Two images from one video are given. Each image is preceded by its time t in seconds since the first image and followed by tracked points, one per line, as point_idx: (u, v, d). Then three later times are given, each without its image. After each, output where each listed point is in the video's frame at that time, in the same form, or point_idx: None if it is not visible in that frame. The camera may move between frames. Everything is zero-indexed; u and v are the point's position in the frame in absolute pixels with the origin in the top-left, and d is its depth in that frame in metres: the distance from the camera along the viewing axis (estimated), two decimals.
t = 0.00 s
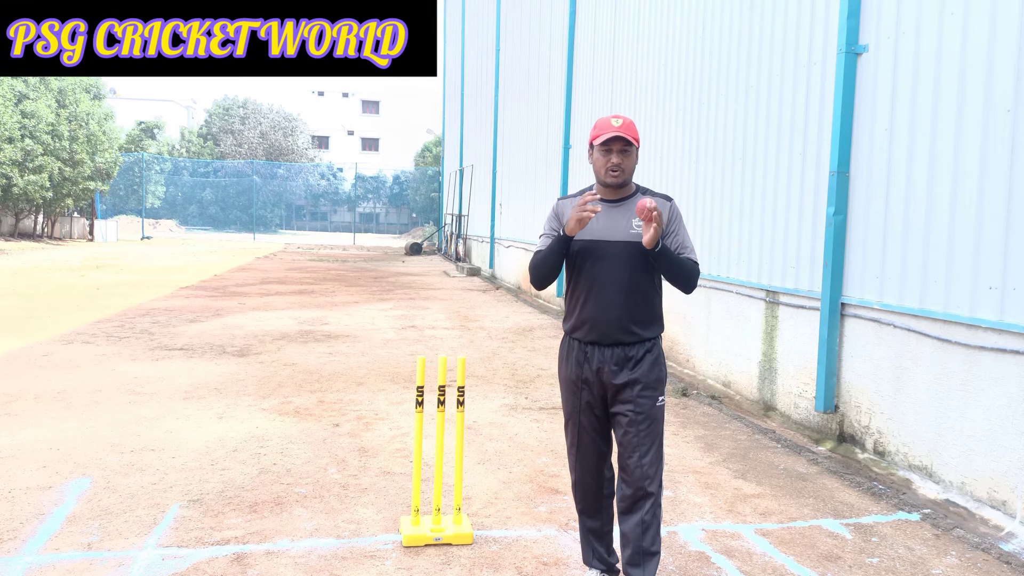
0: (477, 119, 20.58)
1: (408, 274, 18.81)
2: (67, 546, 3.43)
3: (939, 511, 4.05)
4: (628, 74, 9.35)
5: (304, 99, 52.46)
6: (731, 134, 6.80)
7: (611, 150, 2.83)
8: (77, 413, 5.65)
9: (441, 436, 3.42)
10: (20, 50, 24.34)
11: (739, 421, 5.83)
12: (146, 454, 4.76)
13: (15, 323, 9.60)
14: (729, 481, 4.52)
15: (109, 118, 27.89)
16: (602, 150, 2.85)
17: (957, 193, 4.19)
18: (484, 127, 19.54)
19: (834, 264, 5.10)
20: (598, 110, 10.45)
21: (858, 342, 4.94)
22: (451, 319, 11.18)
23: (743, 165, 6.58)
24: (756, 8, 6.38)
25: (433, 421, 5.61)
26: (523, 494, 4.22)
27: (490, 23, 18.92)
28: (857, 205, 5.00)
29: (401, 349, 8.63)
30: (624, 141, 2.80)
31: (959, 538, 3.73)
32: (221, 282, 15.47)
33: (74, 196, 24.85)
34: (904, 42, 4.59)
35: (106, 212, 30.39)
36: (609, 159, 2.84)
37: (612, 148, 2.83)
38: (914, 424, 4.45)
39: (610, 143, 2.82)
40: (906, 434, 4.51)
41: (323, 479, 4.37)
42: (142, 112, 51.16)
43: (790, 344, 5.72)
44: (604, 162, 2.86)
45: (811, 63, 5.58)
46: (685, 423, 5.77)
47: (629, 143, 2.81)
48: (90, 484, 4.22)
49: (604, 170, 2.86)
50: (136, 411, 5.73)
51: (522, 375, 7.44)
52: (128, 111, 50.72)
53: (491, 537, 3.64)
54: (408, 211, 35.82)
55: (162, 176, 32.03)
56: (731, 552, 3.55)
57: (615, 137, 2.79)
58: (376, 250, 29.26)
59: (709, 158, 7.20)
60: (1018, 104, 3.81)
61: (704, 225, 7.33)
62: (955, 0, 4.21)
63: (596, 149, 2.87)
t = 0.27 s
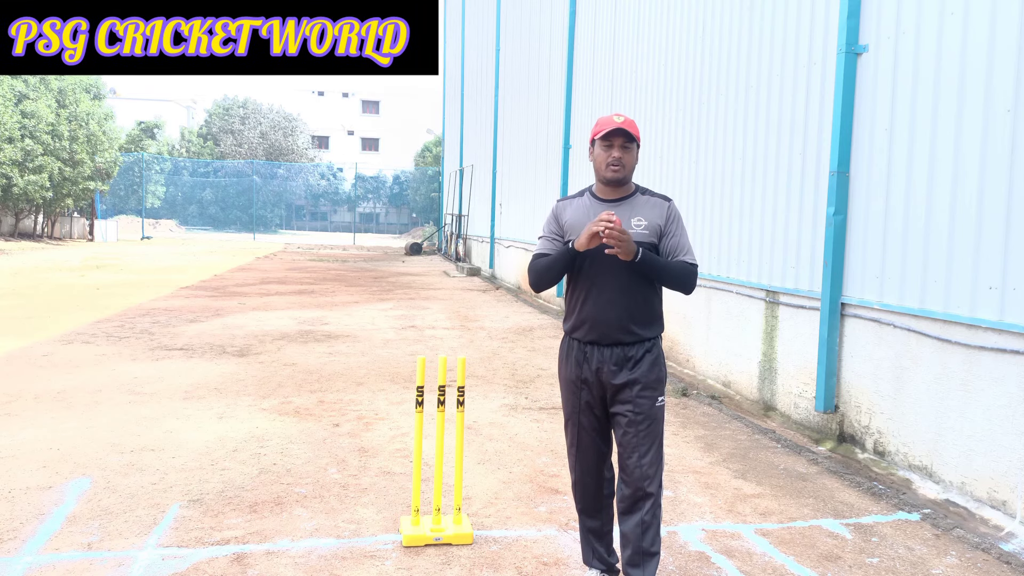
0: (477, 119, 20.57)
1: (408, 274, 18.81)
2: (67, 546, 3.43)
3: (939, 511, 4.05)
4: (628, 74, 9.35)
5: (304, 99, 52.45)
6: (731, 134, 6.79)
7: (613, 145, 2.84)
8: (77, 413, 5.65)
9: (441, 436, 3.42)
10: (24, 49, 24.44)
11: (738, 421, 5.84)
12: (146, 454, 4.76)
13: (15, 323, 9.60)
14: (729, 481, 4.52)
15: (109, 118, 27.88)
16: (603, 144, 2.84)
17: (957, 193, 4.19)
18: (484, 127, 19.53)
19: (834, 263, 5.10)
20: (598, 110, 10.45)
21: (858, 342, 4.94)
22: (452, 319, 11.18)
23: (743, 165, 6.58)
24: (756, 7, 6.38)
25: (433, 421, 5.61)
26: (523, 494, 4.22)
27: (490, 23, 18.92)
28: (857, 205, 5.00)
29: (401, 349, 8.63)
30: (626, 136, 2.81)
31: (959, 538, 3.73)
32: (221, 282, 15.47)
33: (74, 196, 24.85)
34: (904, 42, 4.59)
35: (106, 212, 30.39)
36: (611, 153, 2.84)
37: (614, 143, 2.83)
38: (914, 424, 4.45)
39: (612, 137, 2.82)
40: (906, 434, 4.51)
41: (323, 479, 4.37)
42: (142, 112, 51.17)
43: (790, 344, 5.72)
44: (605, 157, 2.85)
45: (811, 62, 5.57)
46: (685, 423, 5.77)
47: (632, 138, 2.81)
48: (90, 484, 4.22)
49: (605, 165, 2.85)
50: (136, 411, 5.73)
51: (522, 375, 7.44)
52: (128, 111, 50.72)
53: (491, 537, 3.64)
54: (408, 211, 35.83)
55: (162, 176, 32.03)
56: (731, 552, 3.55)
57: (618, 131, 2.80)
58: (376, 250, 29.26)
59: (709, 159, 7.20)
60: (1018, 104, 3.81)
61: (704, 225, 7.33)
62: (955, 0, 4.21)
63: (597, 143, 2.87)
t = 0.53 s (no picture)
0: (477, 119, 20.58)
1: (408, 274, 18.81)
2: (67, 546, 3.43)
3: (938, 511, 4.05)
4: (628, 74, 9.35)
5: (304, 99, 52.46)
6: (731, 134, 6.79)
7: (619, 142, 2.84)
8: (77, 413, 5.65)
9: (441, 437, 3.42)
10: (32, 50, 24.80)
11: (739, 421, 5.83)
12: (146, 453, 4.76)
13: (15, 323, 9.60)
14: (729, 481, 4.52)
15: (109, 118, 27.88)
16: (610, 141, 2.84)
17: (957, 193, 4.19)
18: (484, 127, 19.54)
19: (834, 263, 5.10)
20: (598, 109, 10.45)
21: (858, 342, 4.93)
22: (451, 319, 11.18)
23: (743, 165, 6.58)
24: (756, 7, 6.38)
25: (433, 421, 5.61)
26: (523, 494, 4.22)
27: (490, 23, 18.92)
28: (857, 205, 5.00)
29: (401, 349, 8.63)
30: (634, 134, 2.82)
31: (959, 538, 3.73)
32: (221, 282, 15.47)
33: (74, 196, 24.85)
34: (904, 42, 4.59)
35: (106, 212, 30.38)
36: (617, 150, 2.84)
37: (620, 140, 2.84)
38: (914, 424, 4.45)
39: (619, 134, 2.82)
40: (906, 435, 4.51)
41: (323, 479, 4.37)
42: (142, 112, 51.18)
43: (790, 344, 5.72)
44: (610, 154, 2.85)
45: (811, 62, 5.58)
46: (684, 423, 5.77)
47: (639, 137, 2.83)
48: (90, 484, 4.22)
49: (610, 162, 2.85)
50: (136, 411, 5.73)
51: (522, 375, 7.44)
52: (128, 111, 50.73)
53: (491, 537, 3.64)
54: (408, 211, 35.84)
55: (162, 176, 32.04)
56: (731, 552, 3.55)
57: (626, 128, 2.81)
58: (376, 250, 29.26)
59: (709, 158, 7.20)
60: (1018, 104, 3.81)
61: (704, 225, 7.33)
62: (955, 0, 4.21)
63: (603, 140, 2.87)
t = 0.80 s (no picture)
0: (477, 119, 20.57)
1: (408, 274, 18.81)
2: (67, 546, 3.43)
3: (939, 511, 4.05)
4: (628, 74, 9.35)
5: (304, 99, 52.46)
6: (731, 134, 6.80)
7: (611, 144, 2.85)
8: (77, 413, 5.65)
9: (441, 436, 3.42)
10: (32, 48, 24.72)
11: (739, 421, 5.84)
12: (146, 453, 4.76)
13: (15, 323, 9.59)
14: (729, 481, 4.52)
15: (109, 118, 27.89)
16: (602, 143, 2.87)
17: (957, 193, 4.19)
18: (484, 127, 19.53)
19: (834, 263, 5.10)
20: (598, 110, 10.45)
21: (858, 342, 4.93)
22: (451, 319, 11.18)
23: (743, 165, 6.58)
24: (756, 7, 6.38)
25: (433, 421, 5.61)
26: (523, 494, 4.22)
27: (490, 23, 18.92)
28: (857, 205, 5.00)
29: (401, 349, 8.62)
30: (625, 134, 2.83)
31: (959, 538, 3.73)
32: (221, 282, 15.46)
33: (74, 196, 24.86)
34: (904, 42, 4.59)
35: (106, 212, 30.37)
36: (610, 152, 2.85)
37: (613, 142, 2.85)
38: (914, 424, 4.45)
39: (611, 136, 2.84)
40: (906, 434, 4.51)
41: (323, 479, 4.37)
42: (142, 112, 51.18)
43: (790, 344, 5.72)
44: (604, 156, 2.86)
45: (811, 62, 5.57)
46: (685, 423, 5.77)
47: (631, 137, 2.84)
48: (90, 484, 4.22)
49: (605, 164, 2.86)
50: (136, 411, 5.73)
51: (522, 375, 7.44)
52: (128, 111, 50.72)
53: (491, 537, 3.64)
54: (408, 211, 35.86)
55: (162, 176, 32.04)
56: (731, 552, 3.55)
57: (616, 129, 2.83)
58: (376, 250, 29.26)
59: (709, 158, 7.20)
60: (1018, 104, 3.81)
61: (704, 225, 7.33)
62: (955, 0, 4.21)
63: (596, 143, 2.89)
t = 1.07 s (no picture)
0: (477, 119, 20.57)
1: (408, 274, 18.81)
2: (67, 546, 3.43)
3: (939, 511, 4.05)
4: (628, 74, 9.34)
5: (304, 99, 52.45)
6: (731, 134, 6.79)
7: (602, 149, 2.86)
8: (77, 413, 5.64)
9: (441, 437, 3.42)
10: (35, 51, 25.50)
11: (739, 421, 5.84)
12: (146, 454, 4.76)
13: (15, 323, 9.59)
14: (729, 481, 4.52)
15: (109, 118, 27.89)
16: (592, 151, 2.87)
17: (956, 193, 4.20)
18: (484, 127, 19.53)
19: (834, 263, 5.10)
20: (598, 110, 10.45)
21: (858, 342, 4.93)
22: (451, 319, 11.17)
23: (743, 165, 6.58)
24: (756, 7, 6.38)
25: (433, 421, 5.61)
26: (523, 494, 4.22)
27: (490, 23, 18.91)
28: (857, 205, 5.00)
29: (401, 349, 8.62)
30: (613, 137, 2.84)
31: (959, 538, 3.73)
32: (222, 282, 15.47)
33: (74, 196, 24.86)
34: (904, 42, 4.59)
35: (106, 211, 30.37)
36: (602, 158, 2.85)
37: (602, 146, 2.86)
38: (914, 424, 4.45)
39: (599, 141, 2.85)
40: (906, 435, 4.51)
41: (323, 479, 4.37)
42: (141, 112, 51.16)
43: (790, 344, 5.71)
44: (597, 162, 2.86)
45: (811, 62, 5.57)
46: (685, 423, 5.77)
47: (619, 138, 2.85)
48: (90, 484, 4.22)
49: (599, 169, 2.86)
50: (136, 412, 5.73)
51: (522, 375, 7.44)
52: (128, 111, 50.69)
53: (491, 537, 3.63)
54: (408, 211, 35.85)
55: (162, 176, 32.04)
56: (731, 552, 3.55)
57: (602, 134, 2.84)
58: (376, 250, 29.26)
59: (709, 158, 7.20)
60: (1018, 104, 3.81)
61: (704, 225, 7.33)
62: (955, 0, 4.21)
63: (585, 152, 2.90)
